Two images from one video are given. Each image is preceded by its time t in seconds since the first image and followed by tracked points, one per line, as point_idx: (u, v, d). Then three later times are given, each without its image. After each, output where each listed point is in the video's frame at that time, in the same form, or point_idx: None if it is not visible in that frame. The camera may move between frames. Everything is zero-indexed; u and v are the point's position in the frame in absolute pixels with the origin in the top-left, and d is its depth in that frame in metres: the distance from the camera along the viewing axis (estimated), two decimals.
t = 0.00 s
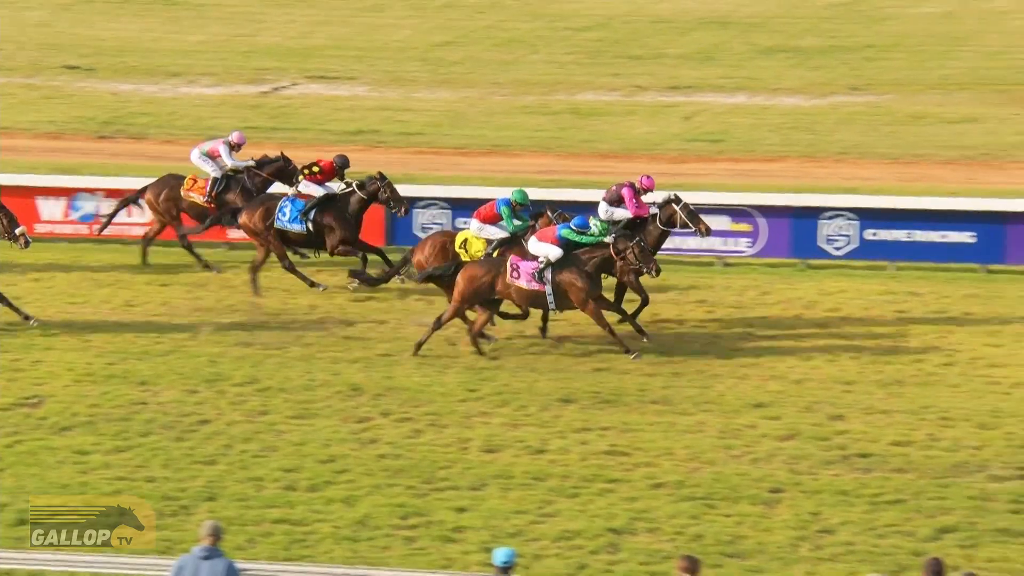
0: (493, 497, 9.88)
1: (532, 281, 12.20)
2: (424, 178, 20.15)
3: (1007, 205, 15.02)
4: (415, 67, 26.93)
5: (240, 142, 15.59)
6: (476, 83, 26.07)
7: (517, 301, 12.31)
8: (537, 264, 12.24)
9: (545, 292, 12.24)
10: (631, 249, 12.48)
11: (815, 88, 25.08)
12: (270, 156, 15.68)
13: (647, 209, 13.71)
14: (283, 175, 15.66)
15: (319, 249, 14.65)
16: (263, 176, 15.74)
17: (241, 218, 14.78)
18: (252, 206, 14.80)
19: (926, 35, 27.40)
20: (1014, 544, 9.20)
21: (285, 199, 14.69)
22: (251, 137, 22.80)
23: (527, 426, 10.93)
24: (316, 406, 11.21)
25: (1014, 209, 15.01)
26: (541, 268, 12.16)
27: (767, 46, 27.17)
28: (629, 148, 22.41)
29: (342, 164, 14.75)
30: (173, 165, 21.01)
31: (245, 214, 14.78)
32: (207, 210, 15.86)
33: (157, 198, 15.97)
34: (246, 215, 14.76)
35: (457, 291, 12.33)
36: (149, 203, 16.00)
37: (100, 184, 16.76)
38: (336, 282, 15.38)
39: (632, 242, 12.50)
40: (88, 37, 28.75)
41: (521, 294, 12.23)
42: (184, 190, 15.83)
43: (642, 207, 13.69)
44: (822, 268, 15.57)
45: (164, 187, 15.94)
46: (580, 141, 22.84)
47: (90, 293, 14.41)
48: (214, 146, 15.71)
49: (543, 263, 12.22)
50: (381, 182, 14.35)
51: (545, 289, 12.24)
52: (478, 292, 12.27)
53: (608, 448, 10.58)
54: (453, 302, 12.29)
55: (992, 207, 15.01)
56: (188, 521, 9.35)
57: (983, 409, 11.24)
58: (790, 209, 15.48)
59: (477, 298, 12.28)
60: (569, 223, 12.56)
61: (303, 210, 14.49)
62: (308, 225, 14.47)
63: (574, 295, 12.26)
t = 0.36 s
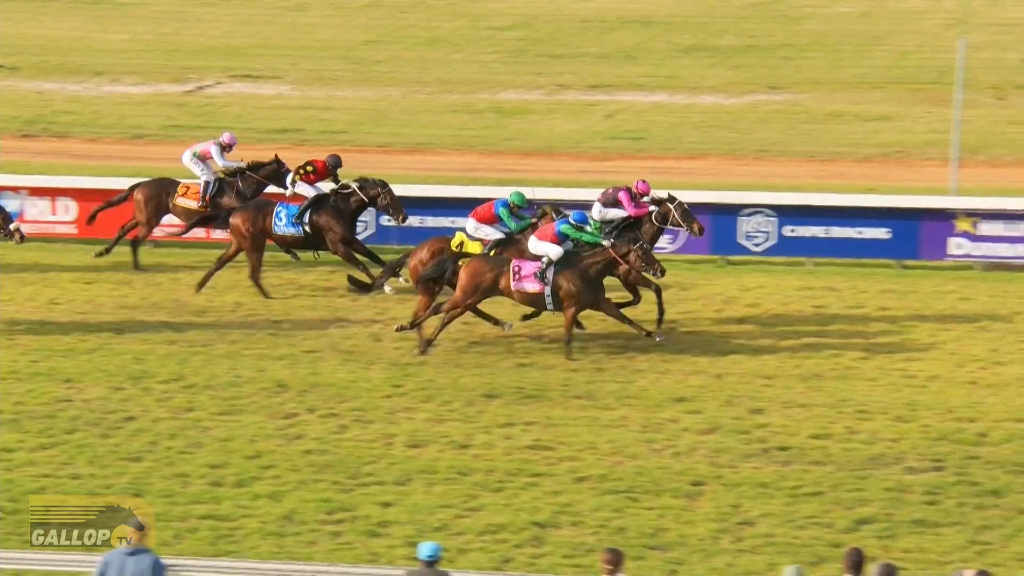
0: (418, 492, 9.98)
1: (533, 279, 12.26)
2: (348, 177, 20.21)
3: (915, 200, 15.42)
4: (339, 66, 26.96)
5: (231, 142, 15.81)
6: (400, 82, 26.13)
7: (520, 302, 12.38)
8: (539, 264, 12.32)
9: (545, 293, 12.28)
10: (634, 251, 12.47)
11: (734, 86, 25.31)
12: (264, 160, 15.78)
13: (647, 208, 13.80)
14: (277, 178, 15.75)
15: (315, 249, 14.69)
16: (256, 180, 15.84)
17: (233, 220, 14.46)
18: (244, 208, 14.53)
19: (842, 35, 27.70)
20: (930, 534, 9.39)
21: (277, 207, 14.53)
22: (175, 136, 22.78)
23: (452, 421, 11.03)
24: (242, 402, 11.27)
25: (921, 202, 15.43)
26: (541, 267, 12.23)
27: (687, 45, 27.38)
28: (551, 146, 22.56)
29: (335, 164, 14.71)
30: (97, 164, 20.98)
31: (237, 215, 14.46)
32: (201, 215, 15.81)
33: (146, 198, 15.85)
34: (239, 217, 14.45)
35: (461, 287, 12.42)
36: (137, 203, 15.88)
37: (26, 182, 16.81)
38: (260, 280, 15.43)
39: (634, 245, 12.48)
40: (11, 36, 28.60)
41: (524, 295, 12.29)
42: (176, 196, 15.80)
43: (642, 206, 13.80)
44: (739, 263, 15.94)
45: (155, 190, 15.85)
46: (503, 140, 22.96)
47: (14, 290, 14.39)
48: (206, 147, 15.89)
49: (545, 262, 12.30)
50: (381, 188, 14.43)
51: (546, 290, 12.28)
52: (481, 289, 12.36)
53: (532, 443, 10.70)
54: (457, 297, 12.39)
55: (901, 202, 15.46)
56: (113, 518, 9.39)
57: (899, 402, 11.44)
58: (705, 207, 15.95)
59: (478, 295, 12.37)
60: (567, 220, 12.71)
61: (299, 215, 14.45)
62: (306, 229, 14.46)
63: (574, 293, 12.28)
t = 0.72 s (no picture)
0: (372, 488, 10.04)
1: (532, 275, 12.31)
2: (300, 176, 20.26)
3: (865, 198, 15.59)
4: (291, 65, 26.98)
5: (228, 143, 15.62)
6: (352, 81, 26.17)
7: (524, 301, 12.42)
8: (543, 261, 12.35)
9: (545, 292, 12.31)
10: (635, 249, 12.42)
11: (683, 86, 25.45)
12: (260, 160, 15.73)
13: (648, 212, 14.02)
14: (273, 177, 15.74)
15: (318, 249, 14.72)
16: (252, 180, 15.81)
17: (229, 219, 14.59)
18: (243, 208, 14.62)
19: (789, 35, 27.88)
20: (879, 528, 9.51)
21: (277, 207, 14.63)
22: (127, 135, 22.77)
23: (405, 419, 11.10)
24: (196, 400, 11.31)
25: (869, 200, 15.60)
26: (545, 265, 12.26)
27: (636, 45, 27.50)
28: (503, 145, 22.65)
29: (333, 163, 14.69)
30: (49, 163, 20.96)
31: (235, 213, 14.60)
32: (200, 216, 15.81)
33: (143, 196, 15.85)
34: (236, 216, 14.58)
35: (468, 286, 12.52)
36: (132, 200, 15.88)
37: None
38: (213, 278, 15.46)
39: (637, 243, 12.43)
40: None
41: (526, 293, 12.34)
42: (174, 198, 15.80)
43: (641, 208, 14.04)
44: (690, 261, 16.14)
45: (152, 188, 15.84)
46: (455, 138, 23.04)
47: None
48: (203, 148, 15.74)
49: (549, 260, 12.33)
50: (383, 192, 14.34)
51: (547, 289, 12.30)
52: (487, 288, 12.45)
53: (485, 440, 10.78)
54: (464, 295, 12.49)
55: (851, 200, 15.64)
56: (68, 516, 9.42)
57: (848, 398, 11.57)
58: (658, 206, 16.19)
59: (484, 293, 12.45)
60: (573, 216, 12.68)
61: (299, 217, 14.49)
62: (307, 230, 14.49)
63: (571, 292, 12.24)
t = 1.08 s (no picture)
0: (328, 486, 10.10)
1: (538, 272, 12.48)
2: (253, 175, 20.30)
3: (814, 196, 15.79)
4: (244, 65, 26.97)
5: (227, 144, 15.66)
6: (305, 81, 26.19)
7: (529, 297, 12.60)
8: (550, 260, 12.54)
9: (549, 289, 12.48)
10: (635, 243, 12.57)
11: (635, 85, 25.56)
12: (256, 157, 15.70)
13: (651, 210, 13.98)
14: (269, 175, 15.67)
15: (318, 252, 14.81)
16: (250, 179, 15.76)
17: (229, 216, 14.83)
18: (246, 206, 14.84)
19: (740, 35, 28.03)
20: (829, 523, 9.63)
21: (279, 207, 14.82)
22: (81, 135, 22.74)
23: (360, 416, 11.17)
24: (151, 398, 11.34)
25: (819, 199, 15.81)
26: (551, 263, 12.45)
27: (588, 45, 27.60)
28: (456, 144, 22.72)
29: (334, 162, 14.74)
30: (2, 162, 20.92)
31: (234, 211, 14.85)
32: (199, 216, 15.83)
33: (143, 194, 16.04)
34: (236, 212, 14.82)
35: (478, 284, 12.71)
36: (133, 199, 16.06)
37: None
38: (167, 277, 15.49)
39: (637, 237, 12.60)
40: None
41: (531, 290, 12.51)
42: (174, 196, 15.88)
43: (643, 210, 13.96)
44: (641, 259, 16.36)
45: (154, 187, 16.01)
46: (409, 138, 23.10)
47: None
48: (201, 148, 15.77)
49: (555, 258, 12.54)
50: (383, 194, 14.33)
51: (551, 286, 12.48)
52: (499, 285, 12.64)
53: (440, 437, 10.85)
54: (477, 294, 12.67)
55: (801, 199, 15.85)
56: (24, 514, 9.45)
57: (798, 394, 11.70)
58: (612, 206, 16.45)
59: (492, 291, 12.64)
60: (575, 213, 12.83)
61: (300, 217, 14.61)
62: (307, 231, 14.60)
63: (575, 291, 12.42)
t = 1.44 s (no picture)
0: (283, 483, 10.15)
1: (544, 270, 12.51)
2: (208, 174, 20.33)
3: (766, 194, 15.95)
4: (199, 65, 26.97)
5: (228, 144, 16.08)
6: (260, 81, 26.21)
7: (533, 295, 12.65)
8: (554, 258, 12.58)
9: (553, 286, 12.54)
10: (636, 239, 13.11)
11: (588, 85, 25.68)
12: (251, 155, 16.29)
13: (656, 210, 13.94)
14: (265, 172, 16.30)
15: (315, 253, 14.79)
16: (245, 178, 16.35)
17: (231, 214, 14.99)
18: (252, 206, 14.99)
19: (692, 34, 28.18)
20: (781, 518, 9.74)
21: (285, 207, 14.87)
22: (36, 134, 22.72)
23: (315, 414, 11.23)
24: (107, 397, 11.38)
25: (771, 197, 15.97)
26: (558, 262, 12.51)
27: (541, 45, 27.69)
28: (411, 143, 22.79)
29: (333, 162, 14.78)
30: None
31: (237, 208, 15.00)
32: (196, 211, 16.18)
33: (143, 191, 16.29)
34: (239, 209, 14.96)
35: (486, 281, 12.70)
36: (134, 197, 16.31)
37: None
38: (122, 276, 15.52)
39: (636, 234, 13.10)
40: None
41: (536, 287, 12.55)
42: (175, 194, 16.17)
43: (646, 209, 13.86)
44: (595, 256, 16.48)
45: (154, 184, 16.29)
46: (363, 137, 23.15)
47: None
48: (201, 149, 16.16)
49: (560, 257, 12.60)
50: (383, 192, 14.40)
51: (556, 284, 12.55)
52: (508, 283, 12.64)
53: (395, 434, 10.93)
54: (488, 292, 12.68)
55: (754, 197, 16.01)
56: None
57: (750, 391, 11.82)
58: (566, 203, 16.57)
59: (497, 288, 12.64)
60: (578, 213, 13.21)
61: (301, 215, 14.64)
62: (307, 229, 14.63)
63: (580, 288, 12.55)
